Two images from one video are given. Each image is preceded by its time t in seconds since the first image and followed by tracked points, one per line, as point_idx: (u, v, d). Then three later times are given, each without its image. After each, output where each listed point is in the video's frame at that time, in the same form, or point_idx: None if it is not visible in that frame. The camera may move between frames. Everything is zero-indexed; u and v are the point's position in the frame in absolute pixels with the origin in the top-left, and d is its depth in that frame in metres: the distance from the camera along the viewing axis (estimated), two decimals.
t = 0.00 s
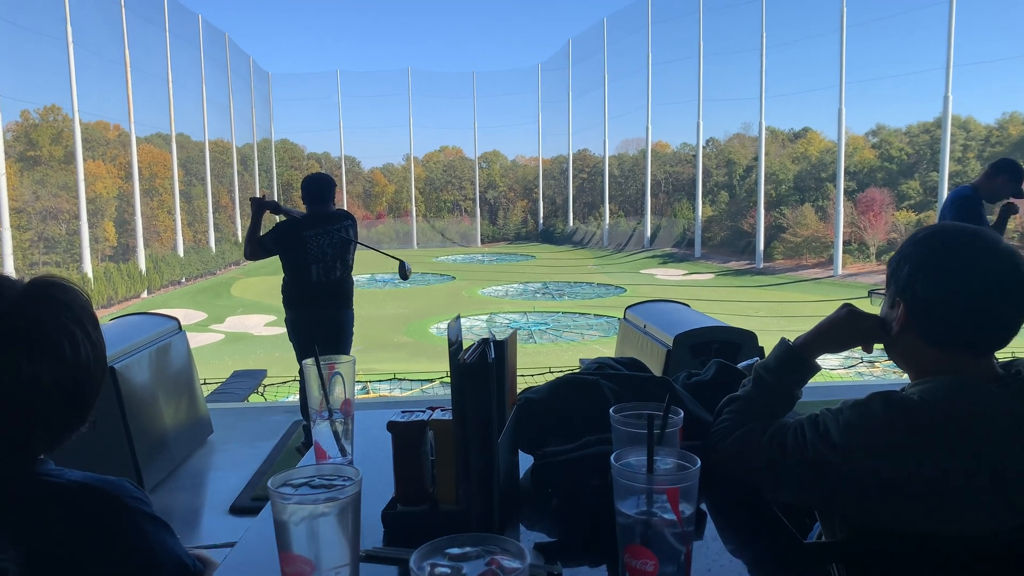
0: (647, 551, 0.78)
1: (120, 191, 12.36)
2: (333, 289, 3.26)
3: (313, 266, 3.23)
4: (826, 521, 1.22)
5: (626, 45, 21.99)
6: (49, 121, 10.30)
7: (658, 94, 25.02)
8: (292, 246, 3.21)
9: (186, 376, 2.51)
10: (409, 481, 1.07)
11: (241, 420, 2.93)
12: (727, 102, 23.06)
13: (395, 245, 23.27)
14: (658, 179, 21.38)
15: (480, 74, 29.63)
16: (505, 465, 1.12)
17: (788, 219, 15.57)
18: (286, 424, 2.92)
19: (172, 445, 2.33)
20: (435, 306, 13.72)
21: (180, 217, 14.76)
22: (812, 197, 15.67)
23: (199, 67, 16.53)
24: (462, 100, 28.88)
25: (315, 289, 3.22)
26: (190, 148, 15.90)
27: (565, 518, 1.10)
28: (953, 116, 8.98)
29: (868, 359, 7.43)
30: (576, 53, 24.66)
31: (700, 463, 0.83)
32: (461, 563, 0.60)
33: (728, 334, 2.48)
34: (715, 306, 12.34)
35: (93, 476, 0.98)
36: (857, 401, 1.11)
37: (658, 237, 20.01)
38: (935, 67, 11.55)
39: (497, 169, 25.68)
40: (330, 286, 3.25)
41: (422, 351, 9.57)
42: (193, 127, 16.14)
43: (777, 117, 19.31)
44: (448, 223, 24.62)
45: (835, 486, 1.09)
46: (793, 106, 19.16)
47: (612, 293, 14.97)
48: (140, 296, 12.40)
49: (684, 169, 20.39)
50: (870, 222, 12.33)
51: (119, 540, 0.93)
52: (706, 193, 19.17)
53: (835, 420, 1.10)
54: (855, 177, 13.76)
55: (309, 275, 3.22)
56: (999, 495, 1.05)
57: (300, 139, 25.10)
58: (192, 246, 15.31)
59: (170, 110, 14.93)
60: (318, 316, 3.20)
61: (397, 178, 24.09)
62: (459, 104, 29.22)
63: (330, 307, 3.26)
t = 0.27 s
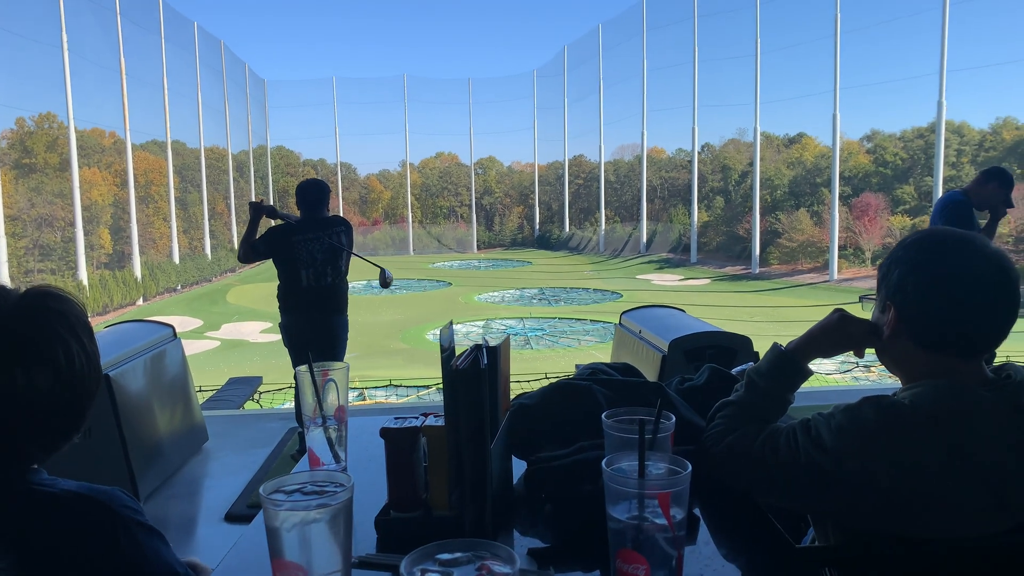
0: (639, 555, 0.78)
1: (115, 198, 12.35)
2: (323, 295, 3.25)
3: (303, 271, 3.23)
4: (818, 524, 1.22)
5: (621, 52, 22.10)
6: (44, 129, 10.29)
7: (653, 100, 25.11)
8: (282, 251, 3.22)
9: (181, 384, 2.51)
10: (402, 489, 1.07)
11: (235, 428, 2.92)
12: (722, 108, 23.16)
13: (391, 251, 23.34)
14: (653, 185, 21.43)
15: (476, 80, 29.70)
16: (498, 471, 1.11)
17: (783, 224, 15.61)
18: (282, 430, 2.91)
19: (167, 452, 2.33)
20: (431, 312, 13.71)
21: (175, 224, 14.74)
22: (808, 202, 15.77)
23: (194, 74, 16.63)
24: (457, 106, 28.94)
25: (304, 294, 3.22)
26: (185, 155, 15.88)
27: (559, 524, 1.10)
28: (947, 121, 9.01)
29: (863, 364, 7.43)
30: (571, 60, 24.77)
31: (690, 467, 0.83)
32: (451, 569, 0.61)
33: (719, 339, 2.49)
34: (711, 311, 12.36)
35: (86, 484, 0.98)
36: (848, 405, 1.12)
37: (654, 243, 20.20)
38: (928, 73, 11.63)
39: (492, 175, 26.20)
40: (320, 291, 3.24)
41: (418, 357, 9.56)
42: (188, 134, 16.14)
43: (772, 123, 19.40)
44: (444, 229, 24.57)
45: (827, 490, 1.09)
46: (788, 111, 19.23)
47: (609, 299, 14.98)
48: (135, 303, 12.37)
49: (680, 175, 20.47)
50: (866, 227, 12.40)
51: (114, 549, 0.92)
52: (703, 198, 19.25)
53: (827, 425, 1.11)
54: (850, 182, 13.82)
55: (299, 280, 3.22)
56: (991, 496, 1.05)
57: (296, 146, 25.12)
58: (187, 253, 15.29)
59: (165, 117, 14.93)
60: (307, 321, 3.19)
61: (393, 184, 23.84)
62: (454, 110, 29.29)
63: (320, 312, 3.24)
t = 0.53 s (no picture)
0: (636, 556, 0.78)
1: (114, 203, 12.35)
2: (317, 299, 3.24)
3: (298, 275, 3.23)
4: (815, 526, 1.22)
5: (619, 56, 22.15)
6: (43, 134, 10.29)
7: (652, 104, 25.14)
8: (277, 254, 3.23)
9: (180, 388, 2.51)
10: (399, 490, 1.07)
11: (234, 432, 2.92)
12: (720, 111, 23.19)
13: (390, 255, 23.30)
14: (652, 188, 21.44)
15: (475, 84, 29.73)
16: (495, 473, 1.11)
17: (782, 227, 15.62)
18: (281, 434, 2.91)
19: (166, 456, 2.33)
20: (430, 316, 13.70)
21: (174, 229, 14.74)
22: (806, 205, 15.81)
23: (192, 80, 16.69)
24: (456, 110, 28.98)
25: (299, 298, 3.22)
26: (184, 160, 15.89)
27: (556, 527, 1.10)
28: (944, 124, 9.04)
29: (862, 367, 7.42)
30: (570, 63, 24.81)
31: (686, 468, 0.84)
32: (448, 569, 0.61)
33: (719, 342, 2.49)
34: (709, 314, 12.36)
35: (85, 485, 0.98)
36: (844, 407, 1.12)
37: (653, 247, 20.05)
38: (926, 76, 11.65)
39: (491, 179, 25.82)
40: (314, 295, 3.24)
41: (417, 361, 9.55)
42: (187, 139, 16.15)
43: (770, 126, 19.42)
44: (443, 233, 24.61)
45: (823, 492, 1.10)
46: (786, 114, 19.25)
47: (607, 302, 14.99)
48: (134, 308, 12.37)
49: (678, 178, 20.47)
50: (865, 232, 12.40)
51: (113, 547, 0.93)
52: (701, 202, 19.28)
53: (823, 426, 1.11)
54: (848, 185, 13.84)
55: (294, 283, 3.23)
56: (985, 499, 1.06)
57: (295, 150, 25.14)
58: (186, 257, 15.29)
59: (164, 122, 14.94)
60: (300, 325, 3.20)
61: (392, 189, 24.69)
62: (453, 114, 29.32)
63: (313, 317, 3.24)
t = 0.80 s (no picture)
0: (635, 556, 0.78)
1: (115, 205, 12.35)
2: (310, 301, 3.25)
3: (290, 276, 3.26)
4: (813, 527, 1.23)
5: (620, 58, 22.15)
6: (43, 136, 10.30)
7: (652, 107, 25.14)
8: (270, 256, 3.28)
9: (180, 390, 2.51)
10: (400, 491, 1.07)
11: (235, 434, 2.91)
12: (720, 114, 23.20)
13: (390, 257, 23.32)
14: (652, 191, 21.44)
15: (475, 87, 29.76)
16: (495, 473, 1.11)
17: (782, 230, 15.61)
18: (282, 436, 2.91)
19: (166, 458, 2.32)
20: (430, 318, 13.71)
21: (174, 231, 14.74)
22: (806, 208, 15.84)
23: (194, 82, 16.75)
24: (457, 113, 28.97)
25: (291, 300, 3.25)
26: (185, 162, 15.90)
27: (555, 528, 1.10)
28: (943, 127, 9.04)
29: (863, 369, 7.41)
30: (570, 66, 24.82)
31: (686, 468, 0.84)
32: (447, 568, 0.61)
33: (720, 344, 2.49)
34: (710, 317, 12.35)
35: (90, 492, 0.98)
36: (844, 408, 1.12)
37: (653, 249, 19.99)
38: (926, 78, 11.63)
39: (491, 181, 26.11)
40: (306, 297, 3.25)
41: (417, 363, 9.55)
42: (187, 141, 16.16)
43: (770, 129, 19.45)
44: (443, 235, 24.26)
45: (823, 492, 1.10)
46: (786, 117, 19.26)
47: (608, 305, 14.99)
48: (134, 310, 12.38)
49: (679, 181, 20.46)
50: (864, 234, 12.26)
51: (117, 554, 0.93)
52: (702, 205, 19.31)
53: (822, 428, 1.11)
54: (848, 188, 13.84)
55: (288, 285, 3.26)
56: (984, 497, 1.06)
57: (295, 152, 25.17)
58: (186, 259, 15.29)
59: (165, 125, 14.94)
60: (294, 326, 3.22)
61: (392, 191, 24.73)
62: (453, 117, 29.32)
63: (306, 318, 3.26)
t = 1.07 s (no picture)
0: (636, 555, 0.79)
1: (115, 206, 12.35)
2: (302, 300, 3.27)
3: (284, 276, 3.30)
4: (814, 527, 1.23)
5: (620, 61, 22.17)
6: (44, 137, 10.31)
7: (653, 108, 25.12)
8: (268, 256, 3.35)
9: (180, 391, 2.51)
10: (401, 491, 1.08)
11: (235, 435, 2.91)
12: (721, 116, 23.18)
13: (390, 259, 23.33)
14: (653, 193, 21.41)
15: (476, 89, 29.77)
16: (495, 473, 1.12)
17: (782, 232, 15.60)
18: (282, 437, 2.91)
19: (166, 458, 2.32)
20: (431, 319, 13.71)
21: (175, 232, 14.75)
22: (807, 210, 15.85)
23: (195, 84, 16.79)
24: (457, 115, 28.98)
25: (286, 299, 3.29)
26: (186, 163, 15.92)
27: (557, 528, 1.10)
28: (945, 129, 9.03)
29: (863, 371, 7.39)
30: (571, 67, 24.80)
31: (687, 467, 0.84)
32: (448, 565, 0.61)
33: (721, 347, 2.49)
34: (710, 319, 12.35)
35: (90, 492, 0.99)
36: (845, 408, 1.13)
37: (653, 252, 20.07)
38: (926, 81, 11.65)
39: (492, 184, 26.29)
40: (298, 296, 3.27)
41: (417, 365, 9.55)
42: (188, 142, 16.17)
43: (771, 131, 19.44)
44: (444, 237, 24.30)
45: (824, 492, 1.10)
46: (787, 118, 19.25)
47: (608, 307, 14.98)
48: (135, 311, 12.39)
49: (679, 183, 20.43)
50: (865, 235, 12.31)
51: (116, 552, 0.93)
52: (703, 207, 19.31)
53: (823, 427, 1.11)
54: (848, 190, 13.83)
55: (283, 286, 3.30)
56: (983, 496, 1.06)
57: (296, 154, 25.19)
58: (187, 261, 15.30)
59: (165, 126, 14.94)
60: (286, 327, 3.26)
61: (393, 193, 24.77)
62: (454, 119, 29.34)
63: (300, 317, 3.29)
